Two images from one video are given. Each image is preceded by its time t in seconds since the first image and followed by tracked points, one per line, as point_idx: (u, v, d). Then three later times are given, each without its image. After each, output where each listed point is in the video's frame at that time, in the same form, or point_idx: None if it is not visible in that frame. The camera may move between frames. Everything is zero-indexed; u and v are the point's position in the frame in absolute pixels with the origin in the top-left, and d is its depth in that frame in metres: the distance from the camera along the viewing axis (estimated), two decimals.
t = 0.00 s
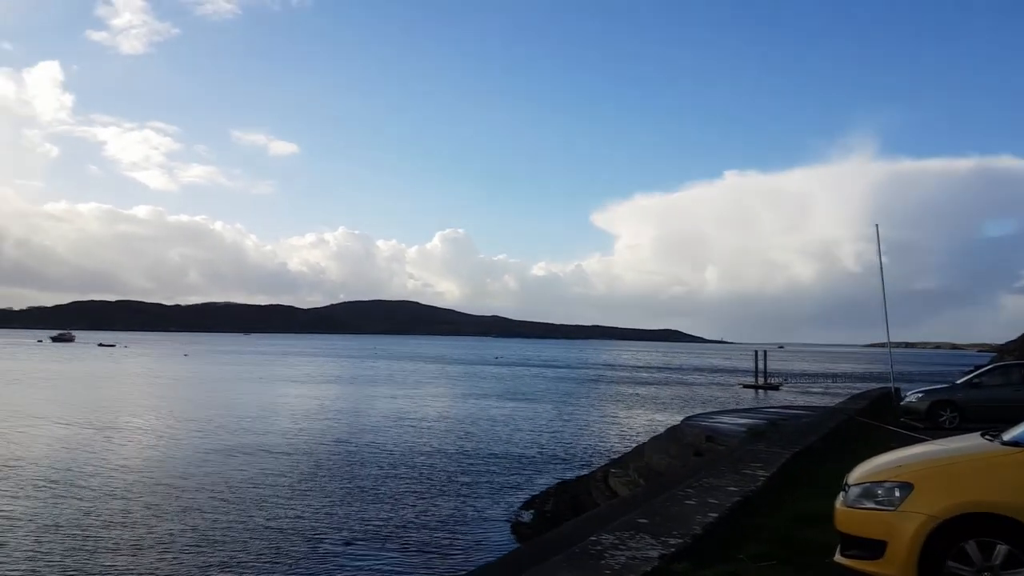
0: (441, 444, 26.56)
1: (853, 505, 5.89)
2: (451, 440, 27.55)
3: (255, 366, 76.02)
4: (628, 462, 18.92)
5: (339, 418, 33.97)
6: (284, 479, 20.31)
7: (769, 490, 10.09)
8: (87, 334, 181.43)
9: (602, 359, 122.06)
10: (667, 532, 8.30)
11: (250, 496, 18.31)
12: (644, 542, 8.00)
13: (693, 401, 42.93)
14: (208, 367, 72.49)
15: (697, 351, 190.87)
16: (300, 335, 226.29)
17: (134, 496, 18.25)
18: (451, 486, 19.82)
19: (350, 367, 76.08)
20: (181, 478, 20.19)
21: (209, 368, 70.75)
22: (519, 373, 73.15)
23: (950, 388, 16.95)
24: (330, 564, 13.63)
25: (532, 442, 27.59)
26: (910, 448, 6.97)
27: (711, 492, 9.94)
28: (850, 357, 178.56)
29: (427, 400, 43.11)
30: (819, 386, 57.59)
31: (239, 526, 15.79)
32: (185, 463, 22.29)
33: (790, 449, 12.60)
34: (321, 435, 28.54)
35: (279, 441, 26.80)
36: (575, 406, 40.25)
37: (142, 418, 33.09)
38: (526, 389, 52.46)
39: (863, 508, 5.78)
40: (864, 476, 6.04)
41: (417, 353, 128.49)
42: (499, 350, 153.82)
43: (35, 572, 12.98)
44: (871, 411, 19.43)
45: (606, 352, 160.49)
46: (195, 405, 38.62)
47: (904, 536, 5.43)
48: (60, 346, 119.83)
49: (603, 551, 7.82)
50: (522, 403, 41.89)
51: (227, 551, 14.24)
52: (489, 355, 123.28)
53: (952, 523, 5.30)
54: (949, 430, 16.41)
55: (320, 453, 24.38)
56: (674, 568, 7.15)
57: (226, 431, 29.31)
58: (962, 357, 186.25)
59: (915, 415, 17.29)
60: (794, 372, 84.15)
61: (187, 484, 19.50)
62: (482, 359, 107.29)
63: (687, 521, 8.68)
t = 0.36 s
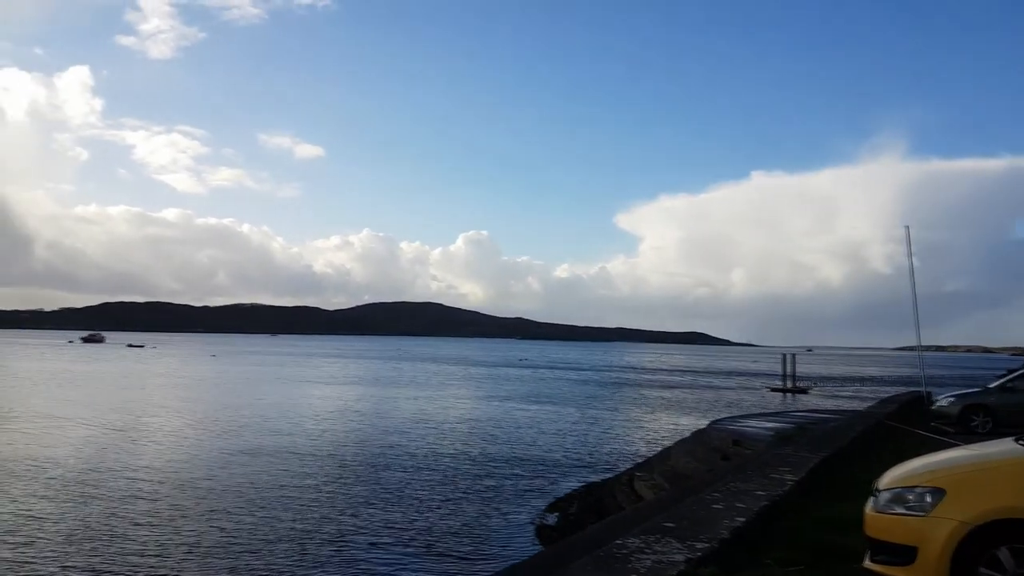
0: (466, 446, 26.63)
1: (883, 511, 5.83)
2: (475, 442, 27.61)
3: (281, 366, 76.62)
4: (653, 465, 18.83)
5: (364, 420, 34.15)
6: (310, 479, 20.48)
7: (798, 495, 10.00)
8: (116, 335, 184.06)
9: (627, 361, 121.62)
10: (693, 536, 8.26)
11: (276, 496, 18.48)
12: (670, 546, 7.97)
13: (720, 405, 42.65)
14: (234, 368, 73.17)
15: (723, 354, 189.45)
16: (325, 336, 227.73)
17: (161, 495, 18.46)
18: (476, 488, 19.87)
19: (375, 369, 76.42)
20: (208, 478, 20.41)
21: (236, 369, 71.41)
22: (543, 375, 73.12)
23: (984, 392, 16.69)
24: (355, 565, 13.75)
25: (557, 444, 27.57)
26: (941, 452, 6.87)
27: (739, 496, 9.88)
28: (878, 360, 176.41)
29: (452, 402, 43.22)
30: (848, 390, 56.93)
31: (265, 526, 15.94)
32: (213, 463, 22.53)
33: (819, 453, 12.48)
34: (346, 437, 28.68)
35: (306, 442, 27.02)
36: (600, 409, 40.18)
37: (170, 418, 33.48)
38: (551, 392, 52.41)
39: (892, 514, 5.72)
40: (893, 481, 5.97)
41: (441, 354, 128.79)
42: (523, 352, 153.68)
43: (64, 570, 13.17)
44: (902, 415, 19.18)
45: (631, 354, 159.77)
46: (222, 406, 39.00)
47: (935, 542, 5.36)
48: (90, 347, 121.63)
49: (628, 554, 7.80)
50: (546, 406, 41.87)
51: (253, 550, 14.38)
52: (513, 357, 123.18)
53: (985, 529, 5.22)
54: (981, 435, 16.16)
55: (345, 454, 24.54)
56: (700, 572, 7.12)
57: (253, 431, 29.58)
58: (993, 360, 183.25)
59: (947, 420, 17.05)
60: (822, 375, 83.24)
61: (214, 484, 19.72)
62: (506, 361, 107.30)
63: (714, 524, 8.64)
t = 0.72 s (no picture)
0: (485, 447, 26.69)
1: (906, 511, 5.81)
2: (494, 443, 27.67)
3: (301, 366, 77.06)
4: (673, 465, 18.78)
5: (383, 419, 34.31)
6: (330, 479, 20.61)
7: (820, 495, 9.95)
8: (138, 335, 185.86)
9: (646, 361, 121.26)
10: (714, 536, 8.25)
11: (296, 496, 18.62)
12: (691, 546, 7.97)
13: (740, 405, 42.43)
14: (254, 368, 73.66)
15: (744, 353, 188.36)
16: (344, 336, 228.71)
17: (183, 495, 18.62)
18: (495, 488, 19.92)
19: (394, 368, 76.69)
20: (230, 478, 20.58)
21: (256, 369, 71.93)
22: (562, 375, 73.08)
23: (1008, 391, 16.53)
24: (374, 564, 13.84)
25: (575, 444, 27.56)
26: (963, 451, 6.84)
27: (760, 496, 9.86)
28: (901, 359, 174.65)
29: (471, 402, 43.32)
30: (871, 389, 56.42)
31: (285, 526, 16.04)
32: (234, 463, 22.73)
33: (841, 453, 12.41)
34: (366, 436, 28.84)
35: (325, 442, 27.19)
36: (620, 409, 40.12)
37: (192, 418, 33.79)
38: (570, 392, 52.38)
39: (915, 514, 5.70)
40: (916, 481, 5.95)
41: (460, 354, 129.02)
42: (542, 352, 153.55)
43: (87, 568, 13.30)
44: (925, 414, 19.02)
45: (650, 354, 159.26)
46: (243, 406, 39.31)
47: (959, 541, 5.33)
48: (113, 347, 122.98)
49: (649, 554, 7.81)
50: (566, 406, 41.85)
51: (273, 550, 14.50)
52: (532, 356, 123.18)
53: (1010, 528, 5.20)
54: (1006, 434, 16.01)
55: (365, 454, 24.69)
56: (721, 572, 7.12)
57: (273, 431, 29.81)
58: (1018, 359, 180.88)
59: (970, 419, 16.89)
60: (843, 374, 82.55)
61: (236, 484, 19.90)
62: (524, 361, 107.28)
63: (735, 524, 8.63)
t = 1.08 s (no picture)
0: (499, 444, 26.67)
1: (925, 509, 5.78)
2: (508, 440, 27.67)
3: (316, 365, 77.28)
4: (689, 463, 18.70)
5: (398, 417, 34.37)
6: (346, 477, 20.68)
7: (837, 492, 9.91)
8: (155, 334, 187.18)
9: (661, 358, 120.71)
10: (732, 533, 8.22)
11: (312, 494, 18.72)
12: (708, 543, 7.95)
13: (756, 403, 42.18)
14: (270, 366, 73.91)
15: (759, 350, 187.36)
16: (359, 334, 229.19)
17: (198, 493, 18.71)
18: (510, 486, 19.91)
19: (408, 366, 76.73)
20: (245, 476, 20.67)
21: (271, 367, 72.18)
22: (576, 373, 72.96)
23: None
24: (389, 562, 13.88)
25: (589, 442, 27.50)
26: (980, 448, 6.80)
27: (777, 494, 9.83)
28: (919, 356, 173.14)
29: (485, 400, 43.30)
30: (889, 386, 56.00)
31: (302, 524, 16.12)
32: (250, 460, 22.86)
33: (859, 450, 12.35)
34: (380, 434, 28.92)
35: (341, 440, 27.27)
36: (635, 407, 39.95)
37: (207, 416, 33.93)
38: (584, 390, 52.31)
39: (934, 511, 5.68)
40: (936, 478, 5.92)
41: (474, 351, 129.02)
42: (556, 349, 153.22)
43: (105, 566, 13.40)
44: (944, 412, 18.86)
45: (665, 352, 158.62)
46: (258, 403, 39.45)
47: (979, 539, 5.30)
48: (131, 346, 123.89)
49: (666, 551, 7.81)
50: (580, 404, 41.78)
51: (289, 548, 14.57)
52: (546, 354, 123.00)
53: None
54: None
55: (379, 452, 24.78)
56: (738, 570, 7.11)
57: (289, 429, 29.92)
58: None
59: (989, 416, 16.75)
60: (860, 372, 81.97)
61: (252, 481, 20.01)
62: (539, 359, 107.12)
63: (752, 521, 8.61)
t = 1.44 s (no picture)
0: (515, 444, 26.63)
1: (945, 508, 5.71)
2: (524, 439, 27.63)
3: (332, 364, 77.42)
4: (706, 462, 18.59)
5: (413, 416, 34.38)
6: (361, 476, 20.71)
7: (856, 491, 9.83)
8: (171, 333, 188.28)
9: (677, 357, 120.18)
10: (749, 533, 8.17)
11: (328, 492, 18.78)
12: (726, 543, 7.90)
13: (774, 401, 41.89)
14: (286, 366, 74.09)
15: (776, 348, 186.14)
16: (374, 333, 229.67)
17: (214, 492, 18.81)
18: (526, 485, 19.87)
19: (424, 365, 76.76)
20: (260, 475, 20.74)
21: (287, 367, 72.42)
22: (592, 372, 72.74)
23: None
24: (403, 561, 13.88)
25: (605, 442, 27.40)
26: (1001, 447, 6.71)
27: (795, 493, 9.75)
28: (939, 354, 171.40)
29: (501, 398, 43.23)
30: (909, 385, 55.46)
31: (317, 522, 16.17)
32: (266, 460, 22.94)
33: (878, 449, 12.23)
34: (396, 433, 28.94)
35: (356, 439, 27.32)
36: (651, 406, 39.77)
37: (223, 415, 34.05)
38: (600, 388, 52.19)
39: (955, 511, 5.60)
40: (957, 477, 5.85)
41: (490, 350, 128.80)
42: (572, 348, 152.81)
43: (122, 565, 13.48)
44: (965, 410, 18.66)
45: (681, 350, 157.84)
46: (274, 403, 39.57)
47: (1000, 540, 5.23)
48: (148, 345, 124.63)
49: (683, 551, 7.77)
50: (596, 403, 41.62)
51: (304, 547, 14.61)
52: (562, 353, 122.69)
53: None
54: None
55: (394, 451, 24.82)
56: (755, 570, 7.06)
57: (305, 428, 29.98)
58: None
59: (1012, 414, 16.55)
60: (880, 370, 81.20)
61: (268, 480, 20.08)
62: (555, 357, 106.88)
63: (770, 521, 8.55)
